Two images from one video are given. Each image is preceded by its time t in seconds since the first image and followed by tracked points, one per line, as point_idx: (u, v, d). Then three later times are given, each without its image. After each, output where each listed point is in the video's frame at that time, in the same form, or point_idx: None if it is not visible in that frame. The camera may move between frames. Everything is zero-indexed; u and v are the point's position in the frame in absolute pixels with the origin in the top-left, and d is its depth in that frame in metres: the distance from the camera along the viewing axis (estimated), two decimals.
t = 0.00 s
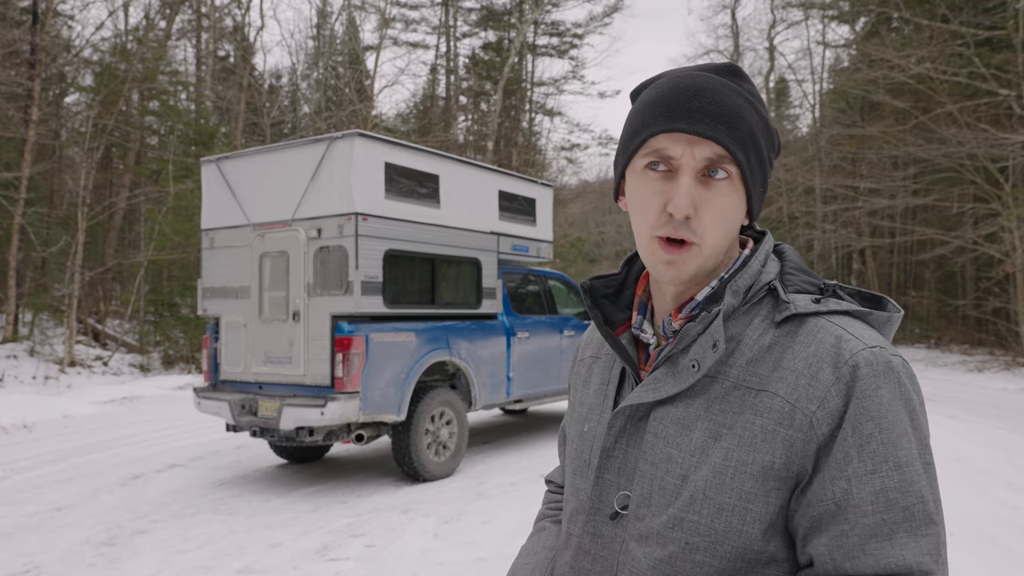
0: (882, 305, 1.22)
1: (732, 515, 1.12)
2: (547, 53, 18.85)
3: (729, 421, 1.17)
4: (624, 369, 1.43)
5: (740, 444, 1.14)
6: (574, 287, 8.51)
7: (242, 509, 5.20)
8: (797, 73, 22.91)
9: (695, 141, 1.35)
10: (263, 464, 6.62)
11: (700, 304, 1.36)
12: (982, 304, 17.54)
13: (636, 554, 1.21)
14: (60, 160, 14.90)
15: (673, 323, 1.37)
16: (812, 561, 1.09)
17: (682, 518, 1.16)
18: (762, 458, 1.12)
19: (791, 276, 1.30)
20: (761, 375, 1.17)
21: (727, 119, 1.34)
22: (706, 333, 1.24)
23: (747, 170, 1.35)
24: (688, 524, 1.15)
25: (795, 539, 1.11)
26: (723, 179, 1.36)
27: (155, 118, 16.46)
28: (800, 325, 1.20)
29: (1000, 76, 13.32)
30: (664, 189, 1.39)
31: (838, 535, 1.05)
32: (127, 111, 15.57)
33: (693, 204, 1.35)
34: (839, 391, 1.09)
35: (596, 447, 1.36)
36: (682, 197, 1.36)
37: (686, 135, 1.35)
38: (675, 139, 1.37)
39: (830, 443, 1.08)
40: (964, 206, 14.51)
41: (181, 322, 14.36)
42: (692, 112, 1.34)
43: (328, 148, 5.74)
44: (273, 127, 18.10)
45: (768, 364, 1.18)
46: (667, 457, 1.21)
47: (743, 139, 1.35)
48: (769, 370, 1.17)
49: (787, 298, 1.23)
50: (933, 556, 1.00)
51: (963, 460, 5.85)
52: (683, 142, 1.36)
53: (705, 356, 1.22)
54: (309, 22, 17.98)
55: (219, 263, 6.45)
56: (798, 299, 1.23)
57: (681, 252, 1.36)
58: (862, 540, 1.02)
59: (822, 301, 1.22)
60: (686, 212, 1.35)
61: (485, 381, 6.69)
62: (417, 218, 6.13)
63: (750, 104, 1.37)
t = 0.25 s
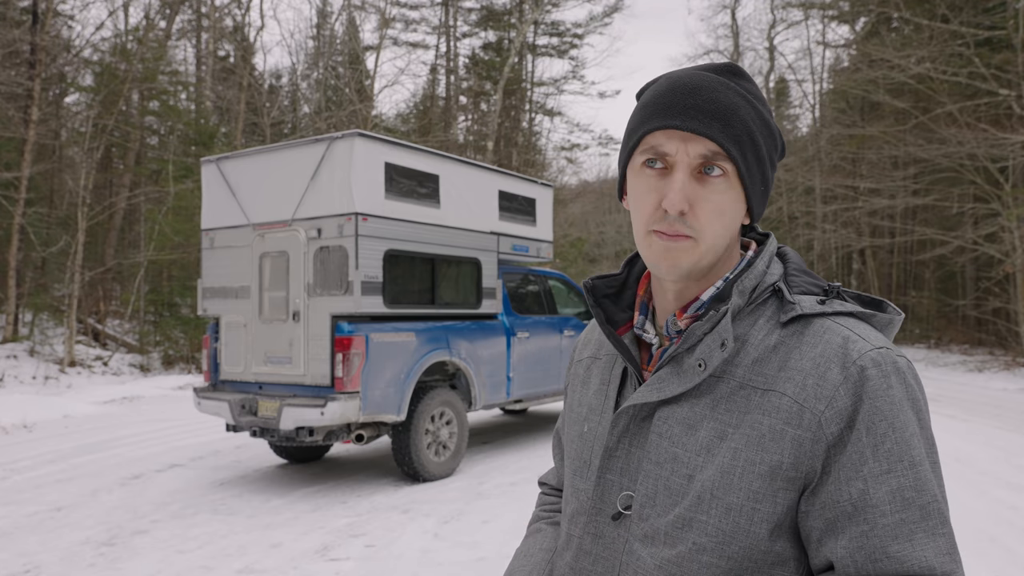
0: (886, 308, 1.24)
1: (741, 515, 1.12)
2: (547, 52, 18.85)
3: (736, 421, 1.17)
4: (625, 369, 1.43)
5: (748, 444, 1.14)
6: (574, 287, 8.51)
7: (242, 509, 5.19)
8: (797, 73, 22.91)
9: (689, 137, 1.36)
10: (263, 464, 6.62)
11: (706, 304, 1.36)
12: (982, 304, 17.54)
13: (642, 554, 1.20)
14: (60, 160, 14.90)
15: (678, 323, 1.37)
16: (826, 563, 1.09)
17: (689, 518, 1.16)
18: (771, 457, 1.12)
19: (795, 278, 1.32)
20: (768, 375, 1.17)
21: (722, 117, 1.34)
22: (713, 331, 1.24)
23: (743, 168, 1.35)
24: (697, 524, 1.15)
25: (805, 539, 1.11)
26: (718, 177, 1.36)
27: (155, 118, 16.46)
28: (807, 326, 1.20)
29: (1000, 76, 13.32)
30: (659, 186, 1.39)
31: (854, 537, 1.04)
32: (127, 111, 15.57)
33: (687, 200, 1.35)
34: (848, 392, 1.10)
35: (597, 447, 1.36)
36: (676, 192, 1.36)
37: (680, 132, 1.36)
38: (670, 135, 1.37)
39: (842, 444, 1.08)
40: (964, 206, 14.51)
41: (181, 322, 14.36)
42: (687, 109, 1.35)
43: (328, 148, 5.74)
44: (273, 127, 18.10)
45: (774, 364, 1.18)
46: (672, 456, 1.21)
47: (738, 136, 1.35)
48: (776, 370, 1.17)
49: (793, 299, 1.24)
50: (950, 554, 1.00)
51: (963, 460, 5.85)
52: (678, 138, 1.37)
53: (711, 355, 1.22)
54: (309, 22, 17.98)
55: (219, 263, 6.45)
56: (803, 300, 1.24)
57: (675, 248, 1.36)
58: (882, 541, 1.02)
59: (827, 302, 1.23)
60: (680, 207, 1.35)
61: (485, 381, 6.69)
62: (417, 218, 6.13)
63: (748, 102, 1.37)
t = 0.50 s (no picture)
0: (883, 308, 1.25)
1: (745, 516, 1.12)
2: (547, 52, 18.86)
3: (739, 422, 1.17)
4: (624, 369, 1.43)
5: (752, 445, 1.14)
6: (574, 287, 8.51)
7: (242, 509, 5.20)
8: (797, 72, 22.91)
9: (685, 132, 1.36)
10: (263, 464, 6.62)
11: (706, 304, 1.36)
12: (982, 304, 17.54)
13: (644, 556, 1.20)
14: (60, 160, 14.90)
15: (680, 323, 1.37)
16: (825, 560, 1.10)
17: (694, 518, 1.16)
18: (773, 458, 1.12)
19: (794, 278, 1.32)
20: (770, 375, 1.18)
21: (717, 112, 1.35)
22: (716, 332, 1.24)
23: (738, 163, 1.35)
24: (702, 526, 1.15)
25: (806, 538, 1.12)
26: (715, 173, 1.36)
27: (155, 118, 16.46)
28: (807, 326, 1.21)
29: (1000, 76, 13.32)
30: (655, 181, 1.40)
31: (852, 535, 1.06)
32: (127, 111, 15.57)
33: (681, 194, 1.35)
34: (849, 392, 1.11)
35: (597, 449, 1.36)
36: (671, 186, 1.36)
37: (675, 126, 1.36)
38: (666, 130, 1.38)
39: (842, 444, 1.09)
40: (964, 206, 14.51)
41: (181, 322, 14.36)
42: (683, 104, 1.35)
43: (328, 148, 5.74)
44: (273, 127, 18.10)
45: (776, 364, 1.18)
46: (675, 457, 1.20)
47: (733, 131, 1.35)
48: (778, 370, 1.17)
49: (793, 300, 1.25)
50: (942, 550, 1.01)
51: (963, 460, 5.85)
52: (674, 133, 1.37)
53: (715, 356, 1.22)
54: (309, 22, 17.98)
55: (219, 263, 6.45)
56: (804, 300, 1.24)
57: (670, 241, 1.36)
58: (878, 539, 1.03)
59: (827, 303, 1.24)
60: (675, 201, 1.35)
61: (485, 381, 6.69)
62: (417, 218, 6.14)
63: (746, 100, 1.38)
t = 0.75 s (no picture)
0: (876, 305, 1.26)
1: (751, 516, 1.12)
2: (547, 52, 18.86)
3: (741, 422, 1.16)
4: (623, 371, 1.42)
5: (755, 444, 1.14)
6: (574, 287, 8.51)
7: (242, 509, 5.19)
8: (797, 73, 22.92)
9: (677, 135, 1.37)
10: (263, 464, 6.62)
11: (706, 304, 1.36)
12: (982, 304, 17.56)
13: (650, 557, 1.20)
14: (60, 160, 14.90)
15: (679, 324, 1.36)
16: (828, 555, 1.11)
17: (700, 520, 1.16)
18: (777, 456, 1.12)
19: (792, 277, 1.32)
20: (771, 375, 1.18)
21: (709, 113, 1.34)
22: (716, 332, 1.24)
23: (731, 164, 1.35)
24: (709, 527, 1.15)
25: (810, 534, 1.13)
26: (709, 174, 1.36)
27: (155, 118, 16.46)
28: (807, 325, 1.21)
29: (1000, 76, 13.32)
30: (649, 184, 1.40)
31: (854, 530, 1.06)
32: (126, 111, 15.58)
33: (676, 197, 1.35)
34: (850, 390, 1.11)
35: (598, 450, 1.35)
36: (666, 190, 1.36)
37: (668, 128, 1.36)
38: (658, 133, 1.38)
39: (843, 441, 1.10)
40: (964, 206, 14.51)
41: (181, 322, 14.36)
42: (675, 106, 1.35)
43: (328, 148, 5.74)
44: (273, 127, 18.10)
45: (777, 364, 1.18)
46: (678, 458, 1.20)
47: (726, 132, 1.35)
48: (779, 370, 1.17)
49: (792, 298, 1.25)
50: (946, 542, 1.02)
51: (963, 460, 5.84)
52: (666, 136, 1.38)
53: (717, 357, 1.21)
54: (308, 21, 17.98)
55: (219, 263, 6.45)
56: (802, 299, 1.25)
57: (666, 244, 1.36)
58: (880, 532, 1.04)
59: (824, 301, 1.25)
60: (670, 204, 1.35)
61: (485, 381, 6.69)
62: (417, 218, 6.14)
63: (737, 98, 1.37)
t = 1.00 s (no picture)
0: (873, 302, 1.27)
1: (759, 518, 1.13)
2: (547, 53, 18.86)
3: (748, 424, 1.16)
4: (623, 373, 1.42)
5: (763, 446, 1.14)
6: (574, 287, 8.51)
7: (243, 509, 5.20)
8: (797, 72, 22.91)
9: (672, 135, 1.37)
10: (263, 464, 6.62)
11: (708, 306, 1.36)
12: (982, 304, 17.56)
13: (658, 560, 1.20)
14: (60, 160, 14.90)
15: (681, 326, 1.36)
16: (835, 553, 1.11)
17: (708, 522, 1.16)
18: (784, 458, 1.13)
19: (791, 277, 1.32)
20: (775, 376, 1.18)
21: (704, 113, 1.35)
22: (721, 335, 1.23)
23: (727, 164, 1.35)
24: (717, 530, 1.15)
25: (817, 533, 1.13)
26: (705, 175, 1.37)
27: (155, 118, 16.46)
28: (809, 325, 1.21)
29: (1000, 76, 13.32)
30: (645, 185, 1.40)
31: (861, 529, 1.07)
32: (127, 111, 15.58)
33: (672, 198, 1.36)
34: (855, 390, 1.11)
35: (601, 454, 1.35)
36: (662, 191, 1.36)
37: (663, 129, 1.36)
38: (653, 134, 1.38)
39: (849, 440, 1.10)
40: (964, 206, 14.51)
41: (181, 322, 14.35)
42: (669, 107, 1.35)
43: (328, 148, 5.74)
44: (273, 127, 18.10)
45: (780, 365, 1.18)
46: (684, 461, 1.20)
47: (722, 132, 1.35)
48: (783, 371, 1.18)
49: (793, 299, 1.25)
50: (951, 538, 1.03)
51: (963, 460, 5.85)
52: (661, 137, 1.38)
53: (722, 360, 1.21)
54: (308, 21, 17.97)
55: (219, 263, 6.45)
56: (803, 299, 1.25)
57: (663, 246, 1.36)
58: (886, 531, 1.05)
59: (825, 301, 1.25)
60: (666, 206, 1.36)
61: (485, 381, 6.69)
62: (417, 218, 6.14)
63: (733, 97, 1.37)
